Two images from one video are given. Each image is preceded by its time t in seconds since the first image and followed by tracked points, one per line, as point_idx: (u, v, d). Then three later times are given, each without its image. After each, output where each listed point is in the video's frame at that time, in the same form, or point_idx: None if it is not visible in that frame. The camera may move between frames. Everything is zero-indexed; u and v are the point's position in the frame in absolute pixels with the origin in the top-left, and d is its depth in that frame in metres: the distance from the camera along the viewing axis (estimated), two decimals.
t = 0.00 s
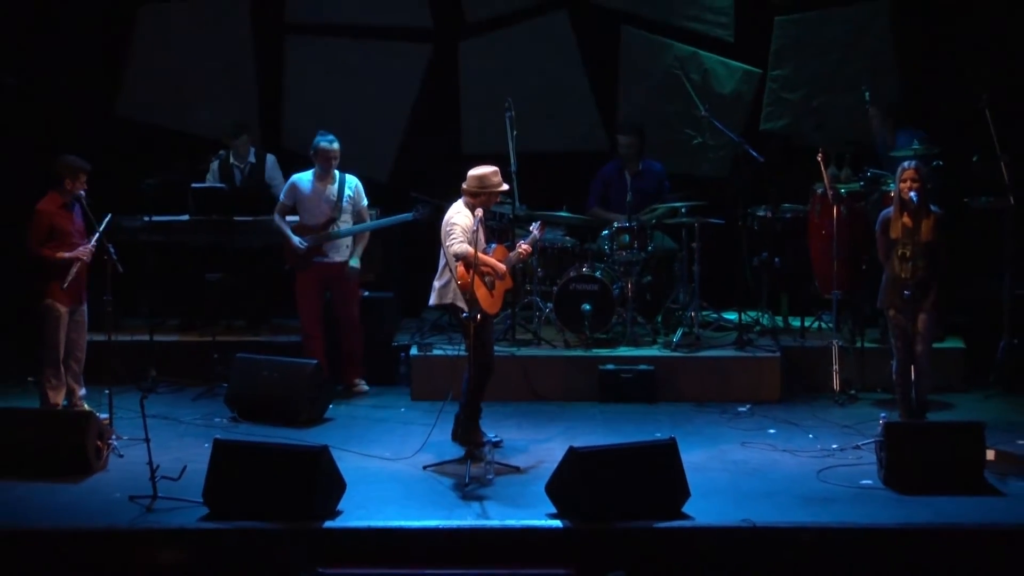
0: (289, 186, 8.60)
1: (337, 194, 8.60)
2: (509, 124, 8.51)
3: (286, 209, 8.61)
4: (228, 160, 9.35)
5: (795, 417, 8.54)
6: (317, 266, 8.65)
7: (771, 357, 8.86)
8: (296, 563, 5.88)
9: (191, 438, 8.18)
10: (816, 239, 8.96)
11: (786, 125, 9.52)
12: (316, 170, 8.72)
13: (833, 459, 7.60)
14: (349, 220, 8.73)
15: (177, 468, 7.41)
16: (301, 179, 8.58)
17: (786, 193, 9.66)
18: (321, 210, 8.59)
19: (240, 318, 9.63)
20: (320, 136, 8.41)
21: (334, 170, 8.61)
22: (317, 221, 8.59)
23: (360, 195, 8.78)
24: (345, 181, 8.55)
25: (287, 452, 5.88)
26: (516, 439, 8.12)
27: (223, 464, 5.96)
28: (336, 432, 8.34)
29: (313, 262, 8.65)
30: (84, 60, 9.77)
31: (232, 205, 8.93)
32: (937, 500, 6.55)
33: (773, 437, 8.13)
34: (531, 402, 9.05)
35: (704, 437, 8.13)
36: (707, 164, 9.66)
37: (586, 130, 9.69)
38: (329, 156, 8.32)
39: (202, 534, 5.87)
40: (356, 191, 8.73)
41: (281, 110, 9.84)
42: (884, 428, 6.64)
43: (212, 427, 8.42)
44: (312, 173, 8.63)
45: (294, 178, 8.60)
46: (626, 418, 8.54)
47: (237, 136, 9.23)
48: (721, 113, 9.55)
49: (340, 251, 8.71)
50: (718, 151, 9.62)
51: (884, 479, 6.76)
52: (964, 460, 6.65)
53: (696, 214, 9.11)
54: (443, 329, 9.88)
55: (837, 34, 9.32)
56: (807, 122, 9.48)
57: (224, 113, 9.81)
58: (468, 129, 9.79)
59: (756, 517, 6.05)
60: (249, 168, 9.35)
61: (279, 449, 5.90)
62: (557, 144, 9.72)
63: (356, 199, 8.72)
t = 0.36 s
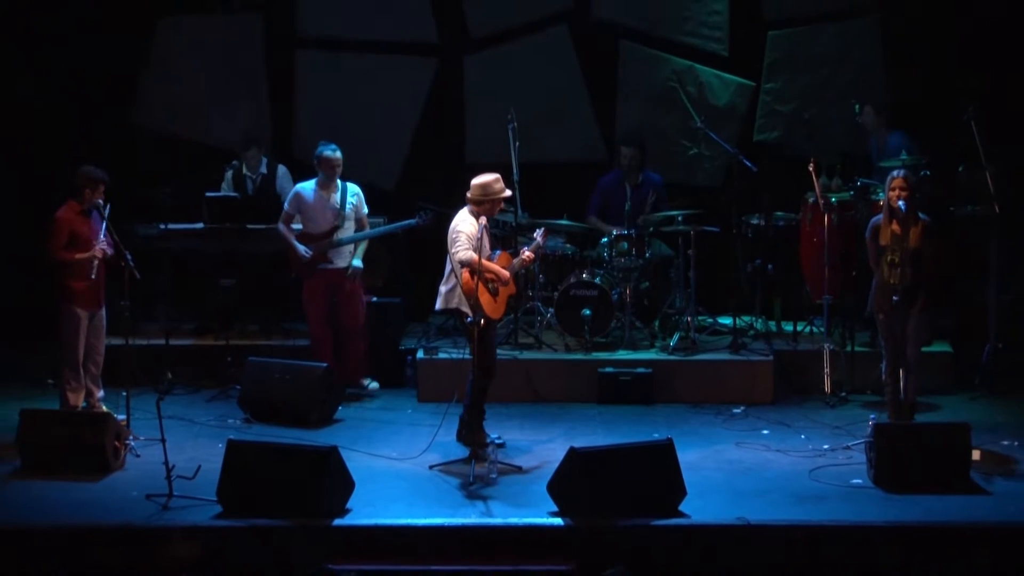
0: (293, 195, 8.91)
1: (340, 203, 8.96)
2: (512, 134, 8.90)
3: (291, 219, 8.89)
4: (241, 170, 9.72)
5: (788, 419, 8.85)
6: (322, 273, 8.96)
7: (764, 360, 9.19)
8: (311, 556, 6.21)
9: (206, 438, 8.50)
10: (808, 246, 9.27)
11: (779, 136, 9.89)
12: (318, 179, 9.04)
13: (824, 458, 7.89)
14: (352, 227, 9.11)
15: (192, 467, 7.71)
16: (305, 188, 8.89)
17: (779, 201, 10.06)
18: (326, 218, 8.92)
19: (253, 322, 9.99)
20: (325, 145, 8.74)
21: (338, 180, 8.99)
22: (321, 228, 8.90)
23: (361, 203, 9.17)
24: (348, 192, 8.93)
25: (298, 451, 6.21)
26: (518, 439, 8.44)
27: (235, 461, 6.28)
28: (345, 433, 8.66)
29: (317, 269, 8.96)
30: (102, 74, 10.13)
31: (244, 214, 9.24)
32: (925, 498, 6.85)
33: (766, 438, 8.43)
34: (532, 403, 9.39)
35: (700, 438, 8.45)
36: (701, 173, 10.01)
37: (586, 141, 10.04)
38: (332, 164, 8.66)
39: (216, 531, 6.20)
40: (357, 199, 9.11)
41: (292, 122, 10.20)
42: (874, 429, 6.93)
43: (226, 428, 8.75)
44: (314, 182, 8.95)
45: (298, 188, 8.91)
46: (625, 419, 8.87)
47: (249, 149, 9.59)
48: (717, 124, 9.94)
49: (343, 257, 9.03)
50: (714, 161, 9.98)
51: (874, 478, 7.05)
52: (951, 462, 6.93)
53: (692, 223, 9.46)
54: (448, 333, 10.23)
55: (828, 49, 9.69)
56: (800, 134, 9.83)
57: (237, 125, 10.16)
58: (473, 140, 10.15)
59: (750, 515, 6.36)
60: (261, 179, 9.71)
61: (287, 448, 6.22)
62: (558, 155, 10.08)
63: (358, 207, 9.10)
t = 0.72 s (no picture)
0: (300, 219, 9.29)
1: (345, 227, 9.33)
2: (512, 158, 9.30)
3: (297, 243, 9.26)
4: (254, 195, 10.12)
5: (780, 433, 9.17)
6: (327, 295, 9.27)
7: (757, 377, 9.54)
8: (320, 567, 6.44)
9: (217, 451, 8.78)
10: (799, 266, 9.62)
11: (770, 160, 10.29)
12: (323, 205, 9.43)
13: (816, 471, 8.17)
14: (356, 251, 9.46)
15: (204, 480, 7.96)
16: (311, 214, 9.28)
17: (771, 224, 10.49)
18: (331, 242, 9.29)
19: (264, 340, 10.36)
20: (332, 170, 9.16)
21: (342, 204, 9.36)
22: (327, 251, 9.27)
23: (365, 228, 9.49)
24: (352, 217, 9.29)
25: (308, 465, 6.48)
26: (519, 453, 8.76)
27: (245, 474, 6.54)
28: (353, 446, 8.98)
29: (321, 291, 9.29)
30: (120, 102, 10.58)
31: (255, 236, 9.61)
32: (910, 510, 7.11)
33: (758, 452, 8.74)
34: (533, 417, 9.74)
35: (695, 451, 8.76)
36: (697, 196, 10.45)
37: (584, 166, 10.45)
38: (338, 188, 9.08)
39: (228, 542, 6.44)
40: (362, 224, 9.44)
41: (301, 147, 10.62)
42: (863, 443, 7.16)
43: (237, 442, 9.04)
44: (320, 207, 9.34)
45: (305, 213, 9.30)
46: (622, 433, 9.20)
47: (262, 173, 9.99)
48: (710, 150, 10.35)
49: (349, 279, 9.35)
50: (709, 185, 10.42)
51: (862, 490, 7.30)
52: (935, 474, 7.18)
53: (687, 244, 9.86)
54: (452, 351, 10.60)
55: (817, 77, 10.12)
56: (789, 159, 10.26)
57: (249, 151, 10.58)
58: (477, 164, 10.56)
59: (743, 525, 6.66)
60: (273, 203, 10.10)
61: (298, 462, 6.49)
62: (558, 178, 10.49)
63: (361, 231, 9.44)
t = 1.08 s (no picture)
0: (309, 231, 9.63)
1: (353, 238, 9.66)
2: (513, 174, 9.63)
3: (306, 254, 9.58)
4: (264, 207, 10.47)
5: (772, 438, 9.51)
6: (337, 304, 9.64)
7: (749, 384, 9.89)
8: (327, 567, 6.75)
9: (228, 455, 9.11)
10: (790, 277, 9.96)
11: (762, 176, 10.68)
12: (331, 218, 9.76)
13: (807, 475, 8.47)
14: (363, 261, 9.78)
15: (216, 482, 8.26)
16: (319, 227, 9.61)
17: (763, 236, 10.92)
18: (339, 252, 9.61)
19: (274, 347, 10.75)
20: (339, 184, 9.49)
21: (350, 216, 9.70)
22: (336, 262, 9.60)
23: (372, 239, 9.83)
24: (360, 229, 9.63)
25: (318, 470, 6.82)
26: (520, 457, 9.11)
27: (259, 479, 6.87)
28: (361, 450, 9.33)
29: (331, 301, 9.65)
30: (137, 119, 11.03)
31: (267, 248, 10.01)
32: (896, 512, 7.36)
33: (751, 456, 9.06)
34: (534, 423, 10.09)
35: (691, 456, 9.09)
36: (690, 210, 10.82)
37: (583, 180, 10.83)
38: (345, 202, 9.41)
39: (240, 542, 6.76)
40: (369, 235, 9.78)
41: (311, 162, 11.04)
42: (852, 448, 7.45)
43: (248, 447, 9.37)
44: (328, 220, 9.67)
45: (314, 225, 9.63)
46: (620, 438, 9.56)
47: (272, 186, 10.34)
48: (704, 165, 10.77)
49: (357, 289, 9.69)
50: (703, 199, 10.79)
51: (852, 493, 7.56)
52: (920, 477, 7.44)
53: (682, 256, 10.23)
54: (455, 358, 10.98)
55: (806, 96, 10.58)
56: (781, 174, 10.66)
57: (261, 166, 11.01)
58: (480, 178, 10.92)
59: (737, 527, 6.97)
60: (283, 216, 10.44)
61: (309, 468, 6.83)
62: (558, 192, 10.87)
63: (369, 242, 9.77)
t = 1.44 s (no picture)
0: (316, 238, 9.78)
1: (359, 244, 9.83)
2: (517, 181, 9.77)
3: (314, 261, 9.74)
4: (269, 215, 10.64)
5: (770, 442, 9.66)
6: (346, 310, 9.83)
7: (747, 390, 10.03)
8: (333, 568, 6.89)
9: (235, 459, 9.25)
10: (790, 283, 10.11)
11: (761, 183, 10.84)
12: (338, 225, 9.93)
13: (804, 479, 8.61)
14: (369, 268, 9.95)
15: (222, 487, 8.38)
16: (326, 233, 9.77)
17: (761, 243, 11.12)
18: (346, 258, 9.78)
19: (280, 352, 10.92)
20: (344, 192, 9.70)
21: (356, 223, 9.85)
22: (344, 269, 9.77)
23: (378, 245, 9.99)
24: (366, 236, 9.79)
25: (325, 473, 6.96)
26: (521, 460, 9.28)
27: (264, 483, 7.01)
28: (366, 453, 9.48)
29: (341, 307, 9.82)
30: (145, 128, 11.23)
31: (272, 256, 10.14)
32: (893, 514, 7.49)
33: (749, 459, 9.21)
34: (535, 427, 10.25)
35: (691, 460, 9.23)
36: (689, 217, 11.02)
37: (583, 188, 11.00)
38: (350, 208, 9.62)
39: (247, 544, 6.90)
40: (375, 241, 9.95)
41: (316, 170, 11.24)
42: (849, 452, 7.59)
43: (254, 451, 9.51)
44: (335, 227, 9.83)
45: (321, 232, 9.78)
46: (620, 442, 9.72)
47: (277, 192, 10.52)
48: (702, 173, 10.96)
49: (364, 294, 9.88)
50: (701, 206, 11.00)
51: (848, 497, 7.69)
52: (916, 480, 7.57)
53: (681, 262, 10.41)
54: (458, 363, 11.14)
55: (803, 104, 10.74)
56: (779, 182, 10.84)
57: (266, 175, 11.18)
58: (482, 186, 11.10)
59: (735, 530, 7.10)
60: (287, 223, 10.64)
61: (316, 470, 6.97)
62: (559, 200, 11.04)
63: (375, 249, 9.94)
